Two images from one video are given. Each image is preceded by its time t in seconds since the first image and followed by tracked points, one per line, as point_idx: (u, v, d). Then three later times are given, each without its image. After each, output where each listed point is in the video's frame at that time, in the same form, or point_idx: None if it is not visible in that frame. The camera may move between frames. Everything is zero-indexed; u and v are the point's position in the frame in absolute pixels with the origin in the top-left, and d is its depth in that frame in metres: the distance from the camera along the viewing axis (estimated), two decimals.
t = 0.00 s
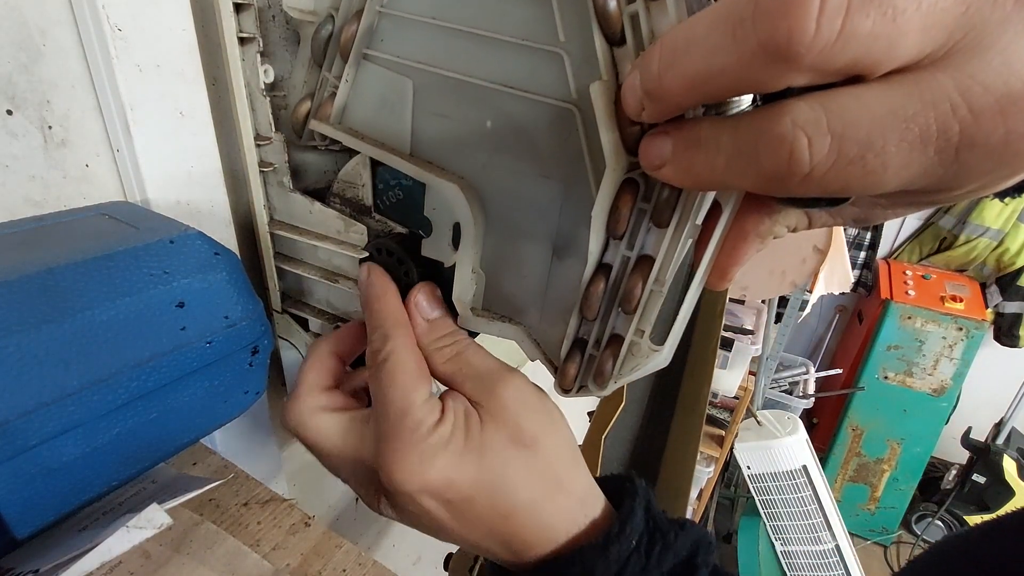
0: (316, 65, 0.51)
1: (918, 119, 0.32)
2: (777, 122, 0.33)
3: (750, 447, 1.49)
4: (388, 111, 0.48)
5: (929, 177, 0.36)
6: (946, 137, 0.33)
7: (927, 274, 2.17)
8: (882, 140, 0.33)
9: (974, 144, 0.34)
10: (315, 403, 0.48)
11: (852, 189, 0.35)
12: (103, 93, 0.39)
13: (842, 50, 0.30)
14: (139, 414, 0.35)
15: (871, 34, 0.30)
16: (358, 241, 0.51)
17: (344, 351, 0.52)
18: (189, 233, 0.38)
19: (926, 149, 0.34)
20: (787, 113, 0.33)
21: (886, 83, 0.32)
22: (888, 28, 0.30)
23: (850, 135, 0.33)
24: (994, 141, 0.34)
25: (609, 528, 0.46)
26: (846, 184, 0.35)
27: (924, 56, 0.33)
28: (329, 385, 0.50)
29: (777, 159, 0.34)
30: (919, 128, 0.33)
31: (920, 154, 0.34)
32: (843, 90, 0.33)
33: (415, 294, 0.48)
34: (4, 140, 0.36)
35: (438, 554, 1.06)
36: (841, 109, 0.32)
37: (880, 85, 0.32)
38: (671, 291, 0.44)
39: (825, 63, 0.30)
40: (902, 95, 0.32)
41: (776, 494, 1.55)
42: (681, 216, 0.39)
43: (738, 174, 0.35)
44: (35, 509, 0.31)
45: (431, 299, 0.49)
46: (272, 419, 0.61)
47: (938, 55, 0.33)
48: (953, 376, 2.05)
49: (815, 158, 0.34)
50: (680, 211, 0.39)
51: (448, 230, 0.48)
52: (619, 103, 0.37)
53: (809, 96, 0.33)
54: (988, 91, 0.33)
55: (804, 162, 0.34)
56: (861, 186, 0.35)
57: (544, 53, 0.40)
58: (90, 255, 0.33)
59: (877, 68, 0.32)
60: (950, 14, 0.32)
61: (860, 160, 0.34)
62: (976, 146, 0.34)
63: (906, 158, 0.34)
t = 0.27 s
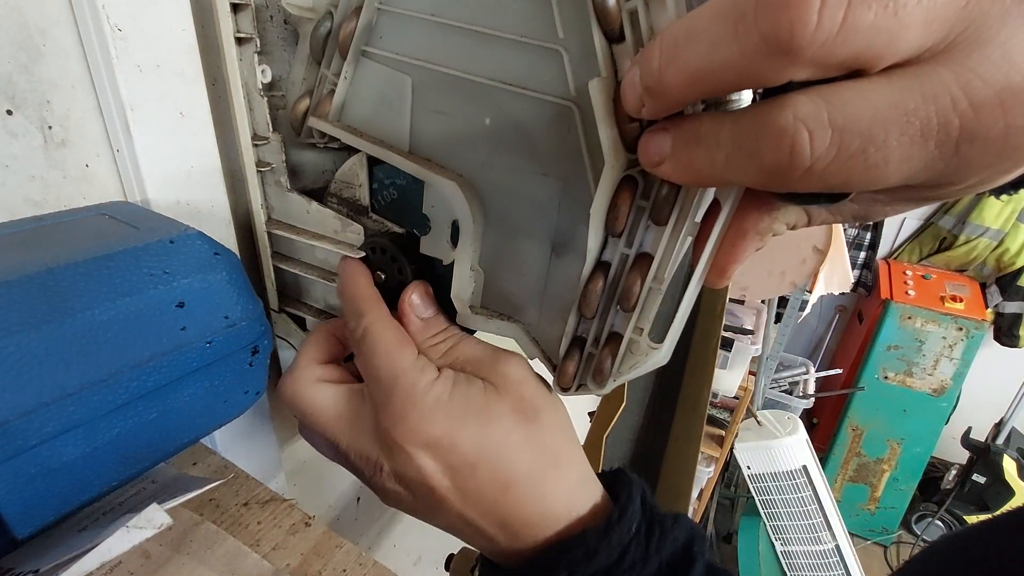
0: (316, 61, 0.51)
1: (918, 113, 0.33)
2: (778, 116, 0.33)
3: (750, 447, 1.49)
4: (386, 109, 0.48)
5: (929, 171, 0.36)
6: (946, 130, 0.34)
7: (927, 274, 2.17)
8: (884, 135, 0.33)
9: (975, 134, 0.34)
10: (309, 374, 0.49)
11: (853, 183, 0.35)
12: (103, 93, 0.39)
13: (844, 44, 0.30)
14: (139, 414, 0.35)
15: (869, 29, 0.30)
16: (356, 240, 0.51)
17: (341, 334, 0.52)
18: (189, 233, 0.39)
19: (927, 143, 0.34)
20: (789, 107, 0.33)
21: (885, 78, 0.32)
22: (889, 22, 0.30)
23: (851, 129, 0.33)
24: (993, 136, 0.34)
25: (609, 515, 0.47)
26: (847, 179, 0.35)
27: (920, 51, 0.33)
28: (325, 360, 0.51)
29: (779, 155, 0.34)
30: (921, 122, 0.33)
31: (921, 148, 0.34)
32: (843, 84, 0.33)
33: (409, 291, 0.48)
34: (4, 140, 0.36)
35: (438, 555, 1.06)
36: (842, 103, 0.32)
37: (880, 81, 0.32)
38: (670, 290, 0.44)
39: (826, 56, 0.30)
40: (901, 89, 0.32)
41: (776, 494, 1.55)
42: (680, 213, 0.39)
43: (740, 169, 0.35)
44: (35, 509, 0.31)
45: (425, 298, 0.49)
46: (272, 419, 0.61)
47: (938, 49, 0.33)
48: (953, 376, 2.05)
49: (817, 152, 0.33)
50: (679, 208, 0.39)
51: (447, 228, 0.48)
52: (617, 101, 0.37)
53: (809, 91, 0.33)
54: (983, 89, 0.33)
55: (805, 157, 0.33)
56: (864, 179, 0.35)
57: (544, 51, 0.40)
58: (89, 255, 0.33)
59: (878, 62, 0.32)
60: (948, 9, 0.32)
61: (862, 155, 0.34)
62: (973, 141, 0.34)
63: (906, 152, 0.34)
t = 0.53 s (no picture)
0: (318, 61, 0.52)
1: (925, 112, 0.33)
2: (783, 114, 0.33)
3: (750, 447, 1.49)
4: (388, 109, 0.48)
5: (935, 170, 0.36)
6: (952, 129, 0.34)
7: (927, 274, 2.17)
8: (889, 134, 0.33)
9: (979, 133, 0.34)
10: (304, 372, 0.49)
11: (858, 182, 0.35)
12: (103, 93, 0.39)
13: (849, 42, 0.30)
14: (139, 414, 0.35)
15: (874, 29, 0.30)
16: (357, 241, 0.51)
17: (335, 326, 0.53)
18: (189, 233, 0.38)
19: (933, 142, 0.34)
20: (794, 105, 0.33)
21: (890, 77, 0.32)
22: (894, 21, 0.30)
23: (857, 128, 0.33)
24: (996, 136, 0.34)
25: (612, 512, 0.47)
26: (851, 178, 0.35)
27: (925, 50, 0.33)
28: (320, 357, 0.51)
29: (785, 153, 0.34)
30: (926, 121, 0.33)
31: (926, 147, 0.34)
32: (848, 83, 0.33)
33: (411, 292, 0.49)
34: (4, 139, 0.36)
35: (438, 554, 1.06)
36: (848, 102, 0.32)
37: (885, 79, 0.32)
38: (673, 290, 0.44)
39: (832, 55, 0.30)
40: (907, 87, 0.32)
41: (776, 494, 1.55)
42: (684, 213, 0.39)
43: (744, 168, 0.35)
44: (35, 509, 0.31)
45: (427, 299, 0.49)
46: (272, 419, 0.61)
47: (944, 48, 0.33)
48: (953, 376, 2.05)
49: (822, 150, 0.33)
50: (682, 209, 0.39)
51: (449, 229, 0.48)
52: (621, 101, 0.38)
53: (815, 89, 0.33)
54: (988, 89, 0.33)
55: (811, 155, 0.33)
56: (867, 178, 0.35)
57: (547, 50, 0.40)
58: (89, 255, 0.33)
59: (884, 61, 0.32)
60: (952, 8, 0.32)
61: (868, 153, 0.34)
62: (977, 141, 0.34)
63: (912, 150, 0.34)
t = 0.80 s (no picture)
0: (321, 59, 0.52)
1: (936, 105, 0.33)
2: (792, 108, 0.33)
3: (750, 447, 1.49)
4: (391, 107, 0.48)
5: (945, 164, 0.36)
6: (964, 122, 0.34)
7: (927, 274, 2.17)
8: (900, 127, 0.33)
9: (987, 128, 0.34)
10: (305, 374, 0.49)
11: (869, 176, 0.35)
12: (103, 93, 0.39)
13: (862, 32, 0.30)
14: (139, 414, 0.35)
15: (887, 20, 0.30)
16: (359, 240, 0.51)
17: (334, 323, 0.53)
18: (188, 233, 0.38)
19: (944, 135, 0.34)
20: (804, 99, 0.33)
21: (902, 69, 0.33)
22: (907, 12, 0.30)
23: (868, 121, 0.33)
24: (1000, 133, 0.34)
25: (614, 511, 0.47)
26: (859, 173, 0.35)
27: (938, 43, 0.33)
28: (321, 357, 0.51)
29: (793, 146, 0.34)
30: (937, 115, 0.33)
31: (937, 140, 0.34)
32: (858, 77, 0.33)
33: (419, 295, 0.48)
34: (4, 140, 0.36)
35: (438, 554, 1.06)
36: (858, 95, 0.32)
37: (896, 72, 0.33)
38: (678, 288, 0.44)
39: (841, 47, 0.30)
40: (919, 79, 0.33)
41: (776, 494, 1.55)
42: (690, 209, 0.39)
43: (753, 163, 0.35)
44: (35, 509, 0.31)
45: (434, 300, 0.49)
46: (272, 419, 0.61)
47: (955, 40, 0.33)
48: (953, 376, 2.04)
49: (832, 144, 0.33)
50: (689, 206, 0.39)
51: (452, 227, 0.48)
52: (627, 97, 0.37)
53: (825, 82, 0.33)
54: (998, 83, 0.33)
55: (821, 147, 0.34)
56: (876, 172, 0.35)
57: (552, 46, 0.40)
58: (89, 255, 0.33)
59: (896, 53, 0.32)
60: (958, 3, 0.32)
61: (878, 146, 0.34)
62: (986, 135, 0.34)
63: (923, 144, 0.34)
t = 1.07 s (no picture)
0: (319, 58, 0.51)
1: (930, 104, 0.33)
2: (788, 106, 0.33)
3: (750, 447, 1.49)
4: (389, 107, 0.48)
5: (940, 163, 0.36)
6: (957, 121, 0.34)
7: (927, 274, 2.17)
8: (895, 125, 0.33)
9: (980, 128, 0.34)
10: (301, 371, 0.49)
11: (865, 175, 0.35)
12: (104, 93, 0.39)
13: (856, 31, 0.30)
14: (139, 414, 0.35)
15: (880, 19, 0.30)
16: (356, 241, 0.51)
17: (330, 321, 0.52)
18: (189, 233, 0.38)
19: (938, 135, 0.34)
20: (799, 97, 0.33)
21: (896, 69, 0.33)
22: (900, 11, 0.30)
23: (864, 121, 0.33)
24: (996, 131, 0.34)
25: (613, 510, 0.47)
26: (853, 173, 0.35)
27: (931, 42, 0.33)
28: (318, 357, 0.51)
29: (788, 146, 0.34)
30: (932, 113, 0.33)
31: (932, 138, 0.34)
32: (854, 76, 0.33)
33: (409, 290, 0.48)
34: (4, 140, 0.36)
35: (438, 555, 1.06)
36: (852, 95, 0.32)
37: (890, 72, 0.33)
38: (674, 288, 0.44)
39: (835, 46, 0.30)
40: (913, 79, 0.32)
41: (776, 494, 1.55)
42: (686, 209, 0.39)
43: (748, 162, 0.35)
44: (35, 509, 0.31)
45: (425, 296, 0.49)
46: (271, 419, 0.61)
47: (949, 39, 0.33)
48: (953, 376, 2.04)
49: (826, 143, 0.33)
50: (684, 206, 0.39)
51: (450, 227, 0.48)
52: (622, 97, 0.37)
53: (820, 82, 0.33)
54: (992, 82, 0.33)
55: (815, 146, 0.34)
56: (872, 170, 0.35)
57: (550, 46, 0.40)
58: (89, 255, 0.33)
59: (889, 53, 0.32)
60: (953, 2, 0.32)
61: (873, 145, 0.34)
62: (981, 134, 0.34)
63: (917, 143, 0.34)
